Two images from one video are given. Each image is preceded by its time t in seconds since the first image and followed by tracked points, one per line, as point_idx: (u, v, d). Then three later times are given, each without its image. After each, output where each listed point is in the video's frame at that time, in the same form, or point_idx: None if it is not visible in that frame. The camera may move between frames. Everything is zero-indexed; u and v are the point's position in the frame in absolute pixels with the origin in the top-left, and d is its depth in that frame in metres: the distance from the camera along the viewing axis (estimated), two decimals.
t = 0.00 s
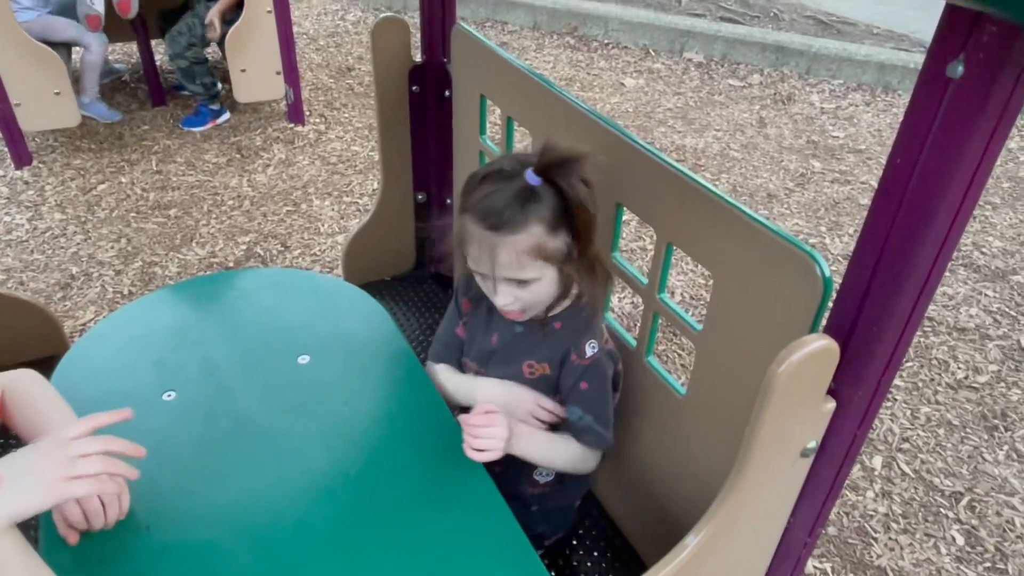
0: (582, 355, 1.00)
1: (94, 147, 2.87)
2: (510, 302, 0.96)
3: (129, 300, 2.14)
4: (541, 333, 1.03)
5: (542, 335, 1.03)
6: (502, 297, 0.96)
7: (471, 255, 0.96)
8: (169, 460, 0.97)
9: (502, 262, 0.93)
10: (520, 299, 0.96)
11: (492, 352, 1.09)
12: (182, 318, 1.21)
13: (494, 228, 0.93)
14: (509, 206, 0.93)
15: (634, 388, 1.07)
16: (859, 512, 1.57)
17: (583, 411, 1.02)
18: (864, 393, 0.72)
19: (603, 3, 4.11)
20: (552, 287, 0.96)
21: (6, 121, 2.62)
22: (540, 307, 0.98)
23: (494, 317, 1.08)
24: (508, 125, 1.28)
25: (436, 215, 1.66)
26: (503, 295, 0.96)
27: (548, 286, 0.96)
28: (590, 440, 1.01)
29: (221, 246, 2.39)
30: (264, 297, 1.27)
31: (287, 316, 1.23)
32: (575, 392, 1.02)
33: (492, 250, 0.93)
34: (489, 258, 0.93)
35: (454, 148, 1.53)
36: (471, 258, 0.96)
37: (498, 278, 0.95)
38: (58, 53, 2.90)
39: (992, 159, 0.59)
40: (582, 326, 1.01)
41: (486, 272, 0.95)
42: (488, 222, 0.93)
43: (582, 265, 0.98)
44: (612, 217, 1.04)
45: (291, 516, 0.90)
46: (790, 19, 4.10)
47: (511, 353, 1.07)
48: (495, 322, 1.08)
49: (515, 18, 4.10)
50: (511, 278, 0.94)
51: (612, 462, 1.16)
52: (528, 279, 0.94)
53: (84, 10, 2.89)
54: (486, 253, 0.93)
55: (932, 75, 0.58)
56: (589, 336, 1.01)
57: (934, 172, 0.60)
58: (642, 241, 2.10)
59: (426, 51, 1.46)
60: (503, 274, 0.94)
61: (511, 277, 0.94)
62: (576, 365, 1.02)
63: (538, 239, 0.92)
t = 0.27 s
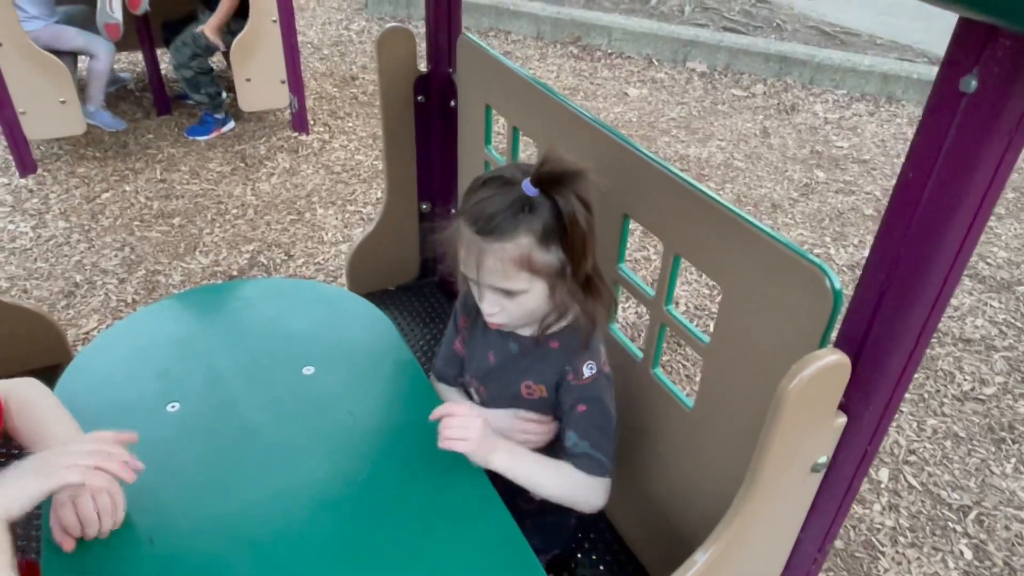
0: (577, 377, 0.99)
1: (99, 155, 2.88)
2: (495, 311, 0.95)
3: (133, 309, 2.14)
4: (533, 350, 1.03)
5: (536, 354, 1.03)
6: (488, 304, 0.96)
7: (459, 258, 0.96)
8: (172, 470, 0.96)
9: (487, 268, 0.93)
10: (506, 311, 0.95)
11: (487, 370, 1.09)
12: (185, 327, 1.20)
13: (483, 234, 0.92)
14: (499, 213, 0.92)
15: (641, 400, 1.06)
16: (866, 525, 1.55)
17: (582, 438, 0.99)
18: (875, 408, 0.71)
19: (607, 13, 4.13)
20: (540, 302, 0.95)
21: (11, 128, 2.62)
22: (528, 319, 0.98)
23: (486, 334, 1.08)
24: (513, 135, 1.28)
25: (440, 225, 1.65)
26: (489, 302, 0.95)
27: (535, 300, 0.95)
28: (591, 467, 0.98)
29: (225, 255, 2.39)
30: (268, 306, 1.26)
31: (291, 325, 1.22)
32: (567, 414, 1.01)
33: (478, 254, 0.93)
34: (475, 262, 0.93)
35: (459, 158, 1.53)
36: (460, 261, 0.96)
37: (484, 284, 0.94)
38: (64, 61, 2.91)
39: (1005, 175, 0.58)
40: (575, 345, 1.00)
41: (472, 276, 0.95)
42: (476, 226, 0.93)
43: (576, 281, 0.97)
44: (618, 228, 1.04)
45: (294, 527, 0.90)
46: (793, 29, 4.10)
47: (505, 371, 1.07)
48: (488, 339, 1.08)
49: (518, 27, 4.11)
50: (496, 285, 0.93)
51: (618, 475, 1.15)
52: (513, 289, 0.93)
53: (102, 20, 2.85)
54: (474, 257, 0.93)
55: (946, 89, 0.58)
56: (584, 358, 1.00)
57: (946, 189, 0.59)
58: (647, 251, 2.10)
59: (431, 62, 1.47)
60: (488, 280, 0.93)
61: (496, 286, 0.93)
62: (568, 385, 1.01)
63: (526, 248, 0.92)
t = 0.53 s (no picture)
0: (540, 396, 0.95)
1: (105, 160, 2.88)
2: (498, 318, 0.93)
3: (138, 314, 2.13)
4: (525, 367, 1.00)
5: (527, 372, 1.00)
6: (489, 310, 0.94)
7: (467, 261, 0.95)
8: (177, 476, 0.95)
9: (493, 272, 0.91)
10: (508, 319, 0.93)
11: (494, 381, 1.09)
12: (191, 331, 1.19)
13: (491, 236, 0.91)
14: (510, 218, 0.90)
15: (652, 407, 1.04)
16: (878, 537, 1.53)
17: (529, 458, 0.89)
18: (897, 417, 0.70)
19: (613, 22, 4.13)
20: (546, 314, 0.92)
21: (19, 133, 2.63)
22: (533, 332, 0.95)
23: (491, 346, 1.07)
24: (523, 140, 1.27)
25: (448, 230, 1.64)
26: (490, 308, 0.93)
27: (542, 312, 0.92)
28: (526, 491, 0.87)
29: (231, 260, 2.38)
30: (274, 310, 1.25)
31: (297, 330, 1.21)
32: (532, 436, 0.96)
33: (485, 257, 0.91)
34: (481, 265, 0.92)
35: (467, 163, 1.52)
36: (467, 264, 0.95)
37: (489, 289, 0.92)
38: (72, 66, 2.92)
39: None
40: (562, 366, 0.95)
41: (478, 280, 0.93)
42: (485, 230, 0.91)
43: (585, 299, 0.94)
44: (631, 233, 1.03)
45: (300, 536, 0.88)
46: (800, 38, 4.10)
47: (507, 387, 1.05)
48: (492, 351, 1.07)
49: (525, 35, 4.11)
50: (501, 291, 0.91)
51: (629, 483, 1.14)
52: (517, 296, 0.91)
53: None
54: (479, 259, 0.92)
55: (973, 90, 0.56)
56: (559, 376, 0.95)
57: (974, 192, 0.58)
58: (654, 258, 2.08)
59: (440, 67, 1.46)
60: (493, 286, 0.91)
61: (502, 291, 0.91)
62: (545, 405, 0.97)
63: (533, 256, 0.89)
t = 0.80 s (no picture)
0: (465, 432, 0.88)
1: (107, 162, 2.87)
2: (465, 354, 0.88)
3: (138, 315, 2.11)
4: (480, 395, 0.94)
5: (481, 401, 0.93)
6: (458, 343, 0.88)
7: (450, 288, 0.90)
8: (174, 477, 0.93)
9: (474, 302, 0.86)
10: (474, 358, 0.87)
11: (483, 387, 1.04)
12: (190, 331, 1.18)
13: (480, 262, 0.85)
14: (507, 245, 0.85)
15: (658, 410, 1.02)
16: (885, 546, 1.51)
17: (427, 496, 0.83)
18: (913, 423, 0.68)
19: (618, 28, 4.12)
20: (516, 364, 0.88)
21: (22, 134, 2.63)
22: (498, 380, 0.90)
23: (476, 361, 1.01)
24: (528, 140, 1.26)
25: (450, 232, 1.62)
26: (459, 342, 0.88)
27: (513, 360, 0.87)
28: (412, 530, 0.82)
29: (232, 262, 2.36)
30: (275, 311, 1.24)
31: (298, 331, 1.20)
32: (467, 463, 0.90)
33: (470, 284, 0.86)
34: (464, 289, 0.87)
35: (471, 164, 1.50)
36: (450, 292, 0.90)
37: (465, 321, 0.87)
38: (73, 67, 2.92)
39: None
40: (504, 415, 0.88)
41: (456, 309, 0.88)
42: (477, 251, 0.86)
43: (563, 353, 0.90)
44: (637, 233, 1.01)
45: (299, 541, 0.86)
46: (804, 45, 4.09)
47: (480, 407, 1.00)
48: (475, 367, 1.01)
49: (528, 40, 4.11)
50: (474, 325, 0.86)
51: (634, 488, 1.11)
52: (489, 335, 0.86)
53: None
54: (464, 285, 0.86)
55: (997, 84, 0.56)
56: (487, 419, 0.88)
57: (995, 189, 0.57)
58: (658, 263, 2.06)
59: (445, 66, 1.45)
60: (469, 317, 0.86)
61: (475, 327, 0.86)
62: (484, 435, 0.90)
63: (517, 292, 0.84)
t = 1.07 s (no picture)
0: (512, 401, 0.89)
1: (114, 159, 2.88)
2: (486, 330, 0.88)
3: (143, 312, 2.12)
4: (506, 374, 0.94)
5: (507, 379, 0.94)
6: (478, 323, 0.89)
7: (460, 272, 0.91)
8: (181, 470, 0.93)
9: (490, 277, 0.86)
10: (495, 330, 0.88)
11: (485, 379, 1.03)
12: (195, 325, 1.18)
13: (489, 238, 0.87)
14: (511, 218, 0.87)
15: (665, 408, 1.02)
16: (892, 548, 1.50)
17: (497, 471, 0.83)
18: (924, 418, 0.68)
19: (624, 30, 4.13)
20: (538, 329, 0.88)
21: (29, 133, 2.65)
22: (523, 349, 0.90)
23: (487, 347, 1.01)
24: (536, 137, 1.25)
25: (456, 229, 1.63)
26: (479, 320, 0.89)
27: (535, 325, 0.88)
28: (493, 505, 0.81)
29: (237, 260, 2.37)
30: (280, 306, 1.23)
31: (304, 326, 1.19)
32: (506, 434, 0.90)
33: (483, 261, 0.87)
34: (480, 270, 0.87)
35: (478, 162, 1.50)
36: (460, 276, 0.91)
37: (482, 298, 0.88)
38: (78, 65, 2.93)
39: None
40: (544, 376, 0.91)
41: (473, 288, 0.88)
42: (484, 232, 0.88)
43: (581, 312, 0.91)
44: (645, 229, 1.00)
45: (305, 533, 0.86)
46: (810, 48, 4.08)
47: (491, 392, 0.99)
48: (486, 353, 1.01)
49: (534, 42, 4.11)
50: (492, 299, 0.87)
51: (639, 487, 1.11)
52: (510, 305, 0.86)
53: None
54: (477, 263, 0.87)
55: (1011, 72, 0.56)
56: (530, 383, 0.90)
57: (1008, 181, 0.57)
58: (663, 264, 2.05)
59: (452, 63, 1.45)
60: (487, 292, 0.87)
61: (493, 300, 0.87)
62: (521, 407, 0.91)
63: (532, 258, 0.85)
